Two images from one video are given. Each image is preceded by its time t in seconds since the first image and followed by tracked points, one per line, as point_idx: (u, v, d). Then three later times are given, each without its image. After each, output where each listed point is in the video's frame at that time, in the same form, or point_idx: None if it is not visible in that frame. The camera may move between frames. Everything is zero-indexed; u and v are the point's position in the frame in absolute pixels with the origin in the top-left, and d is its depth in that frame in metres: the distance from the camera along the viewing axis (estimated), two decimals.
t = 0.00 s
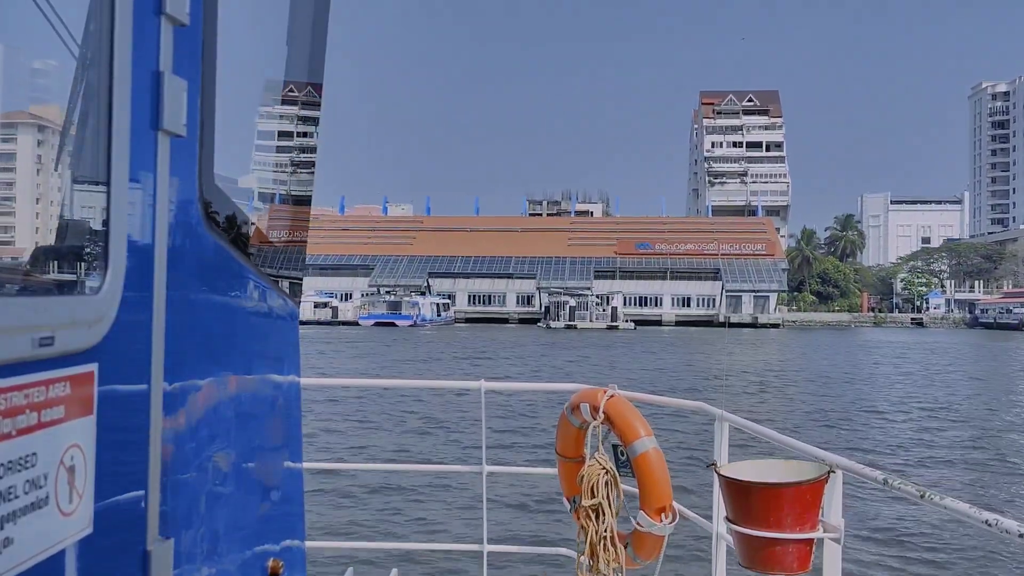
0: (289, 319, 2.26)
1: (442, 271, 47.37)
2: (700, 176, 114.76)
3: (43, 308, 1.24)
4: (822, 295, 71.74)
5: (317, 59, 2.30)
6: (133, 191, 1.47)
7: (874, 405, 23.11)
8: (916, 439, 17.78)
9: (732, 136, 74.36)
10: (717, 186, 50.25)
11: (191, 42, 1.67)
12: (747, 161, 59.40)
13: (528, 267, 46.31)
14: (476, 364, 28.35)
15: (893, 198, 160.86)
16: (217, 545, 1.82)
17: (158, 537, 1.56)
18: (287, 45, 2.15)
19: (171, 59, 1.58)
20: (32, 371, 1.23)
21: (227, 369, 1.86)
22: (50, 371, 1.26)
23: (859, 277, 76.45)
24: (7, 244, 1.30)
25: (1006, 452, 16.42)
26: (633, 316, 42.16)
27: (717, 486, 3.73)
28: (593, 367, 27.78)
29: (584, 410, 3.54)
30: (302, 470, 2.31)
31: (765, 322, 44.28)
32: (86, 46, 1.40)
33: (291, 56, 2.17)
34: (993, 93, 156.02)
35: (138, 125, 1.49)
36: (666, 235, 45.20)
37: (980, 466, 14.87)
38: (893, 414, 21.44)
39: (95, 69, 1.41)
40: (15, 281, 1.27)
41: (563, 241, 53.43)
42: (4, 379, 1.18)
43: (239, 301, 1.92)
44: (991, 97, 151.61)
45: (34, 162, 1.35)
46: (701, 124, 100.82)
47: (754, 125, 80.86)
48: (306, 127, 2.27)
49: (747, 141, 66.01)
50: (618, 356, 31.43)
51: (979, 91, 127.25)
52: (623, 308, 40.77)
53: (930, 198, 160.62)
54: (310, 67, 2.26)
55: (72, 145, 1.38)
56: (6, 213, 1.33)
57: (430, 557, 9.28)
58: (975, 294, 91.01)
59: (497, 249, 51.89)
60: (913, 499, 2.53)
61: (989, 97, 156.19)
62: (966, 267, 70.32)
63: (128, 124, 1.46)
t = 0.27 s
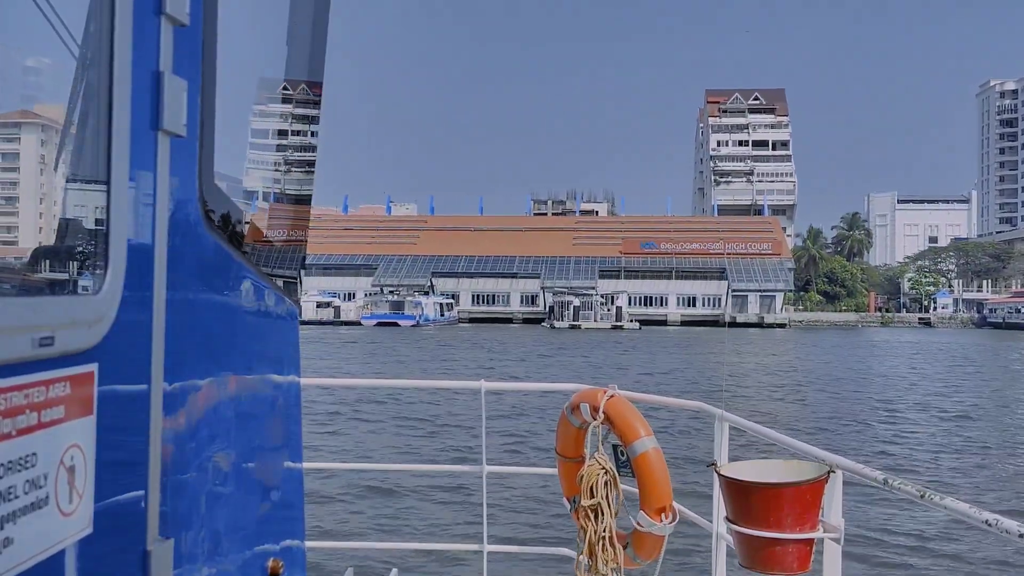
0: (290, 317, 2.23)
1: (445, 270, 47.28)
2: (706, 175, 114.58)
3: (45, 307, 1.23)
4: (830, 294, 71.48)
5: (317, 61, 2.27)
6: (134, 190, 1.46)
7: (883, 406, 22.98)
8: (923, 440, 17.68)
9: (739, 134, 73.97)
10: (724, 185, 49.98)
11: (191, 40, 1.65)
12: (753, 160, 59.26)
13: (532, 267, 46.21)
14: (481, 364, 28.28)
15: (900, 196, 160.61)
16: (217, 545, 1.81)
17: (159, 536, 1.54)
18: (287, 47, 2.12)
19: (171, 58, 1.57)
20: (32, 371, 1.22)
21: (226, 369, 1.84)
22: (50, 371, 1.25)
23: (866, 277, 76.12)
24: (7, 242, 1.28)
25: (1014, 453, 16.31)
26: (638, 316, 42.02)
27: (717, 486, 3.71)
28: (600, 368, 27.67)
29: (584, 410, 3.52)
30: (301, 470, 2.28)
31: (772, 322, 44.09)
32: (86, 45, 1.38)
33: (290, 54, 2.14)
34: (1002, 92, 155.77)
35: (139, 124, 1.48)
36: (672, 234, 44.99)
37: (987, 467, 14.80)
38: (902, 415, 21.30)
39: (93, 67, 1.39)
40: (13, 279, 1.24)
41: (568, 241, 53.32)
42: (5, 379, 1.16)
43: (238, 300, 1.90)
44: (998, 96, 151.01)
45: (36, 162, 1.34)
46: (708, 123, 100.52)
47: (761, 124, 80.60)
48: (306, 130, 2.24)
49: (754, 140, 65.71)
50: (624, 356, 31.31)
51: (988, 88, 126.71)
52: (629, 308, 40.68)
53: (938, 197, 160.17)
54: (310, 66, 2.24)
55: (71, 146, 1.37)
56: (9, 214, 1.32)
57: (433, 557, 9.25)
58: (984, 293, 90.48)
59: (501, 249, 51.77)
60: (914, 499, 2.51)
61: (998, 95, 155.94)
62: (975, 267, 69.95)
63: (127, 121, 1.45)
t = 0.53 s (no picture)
0: (290, 317, 2.18)
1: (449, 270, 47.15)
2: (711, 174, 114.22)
3: (44, 306, 1.19)
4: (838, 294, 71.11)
5: (319, 60, 2.21)
6: (134, 191, 1.41)
7: (891, 406, 22.81)
8: (931, 441, 17.54)
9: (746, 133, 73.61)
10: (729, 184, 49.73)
11: (192, 40, 1.60)
12: (758, 158, 59.15)
13: (536, 266, 46.06)
14: (486, 365, 28.17)
15: (907, 195, 159.91)
16: (217, 546, 1.76)
17: (159, 538, 1.50)
18: (287, 44, 2.07)
19: (172, 57, 1.52)
20: (31, 372, 1.17)
21: (227, 369, 1.79)
22: (50, 370, 1.21)
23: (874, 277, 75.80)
24: (4, 244, 1.24)
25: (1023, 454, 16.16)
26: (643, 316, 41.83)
27: (718, 486, 3.66)
28: (606, 368, 27.53)
29: (584, 410, 3.47)
30: (302, 469, 2.23)
31: (777, 322, 43.87)
32: (86, 43, 1.34)
33: (291, 54, 2.09)
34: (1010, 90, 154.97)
35: (138, 124, 1.44)
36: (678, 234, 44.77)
37: (994, 468, 14.70)
38: (910, 416, 21.14)
39: (94, 66, 1.35)
40: (12, 280, 1.20)
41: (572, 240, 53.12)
42: (3, 380, 1.12)
43: (239, 298, 1.85)
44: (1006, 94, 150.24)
45: (36, 164, 1.30)
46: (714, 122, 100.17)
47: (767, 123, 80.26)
48: (306, 128, 2.19)
49: (760, 139, 65.41)
50: (630, 356, 31.15)
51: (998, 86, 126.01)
52: (633, 308, 40.63)
53: (945, 197, 159.43)
54: (310, 67, 2.18)
55: (71, 146, 1.33)
56: (10, 214, 1.28)
57: (437, 556, 9.23)
58: (993, 292, 89.88)
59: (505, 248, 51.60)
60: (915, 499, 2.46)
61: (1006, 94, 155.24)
62: (984, 266, 69.47)
63: (127, 123, 1.40)
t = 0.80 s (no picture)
0: (290, 318, 2.19)
1: (452, 270, 47.11)
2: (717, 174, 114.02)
3: (44, 307, 1.20)
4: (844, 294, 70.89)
5: (319, 59, 2.21)
6: (134, 193, 1.42)
7: (898, 408, 22.73)
8: (937, 442, 17.47)
9: (751, 132, 73.45)
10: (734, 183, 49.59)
11: (192, 40, 1.61)
12: (764, 158, 59.10)
13: (540, 267, 46.00)
14: (490, 365, 28.14)
15: (913, 195, 159.42)
16: (217, 546, 1.76)
17: (158, 538, 1.51)
18: (287, 45, 2.07)
19: (171, 57, 1.52)
20: (31, 372, 1.18)
21: (227, 369, 1.80)
22: (50, 371, 1.21)
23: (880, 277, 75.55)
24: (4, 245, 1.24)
25: None
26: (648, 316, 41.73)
27: (718, 486, 3.67)
28: (611, 369, 27.46)
29: (583, 410, 3.48)
30: (302, 469, 2.24)
31: (782, 322, 43.72)
32: (87, 44, 1.35)
33: (292, 55, 2.09)
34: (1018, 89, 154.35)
35: (138, 124, 1.45)
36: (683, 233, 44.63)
37: (999, 469, 14.65)
38: (917, 417, 21.06)
39: (94, 66, 1.36)
40: (12, 281, 1.21)
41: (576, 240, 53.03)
42: (3, 380, 1.13)
43: (238, 299, 1.85)
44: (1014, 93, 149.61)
45: (42, 165, 1.31)
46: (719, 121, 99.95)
47: (773, 122, 80.01)
48: (303, 127, 2.18)
49: (766, 138, 65.21)
50: (635, 357, 31.08)
51: (1006, 85, 125.47)
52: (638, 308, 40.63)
53: (952, 197, 158.87)
54: (310, 65, 2.17)
55: (71, 146, 1.33)
56: (13, 216, 1.29)
57: (439, 556, 9.24)
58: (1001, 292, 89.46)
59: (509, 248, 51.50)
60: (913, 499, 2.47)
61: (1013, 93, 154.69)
62: (991, 266, 69.18)
63: (125, 122, 1.41)
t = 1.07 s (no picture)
0: (289, 318, 2.18)
1: (456, 270, 47.04)
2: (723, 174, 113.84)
3: (44, 307, 1.19)
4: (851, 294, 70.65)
5: (320, 57, 2.21)
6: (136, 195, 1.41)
7: (905, 409, 22.62)
8: (943, 444, 17.39)
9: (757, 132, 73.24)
10: (740, 183, 49.45)
11: (192, 39, 1.60)
12: (770, 157, 59.07)
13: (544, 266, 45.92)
14: (495, 365, 28.10)
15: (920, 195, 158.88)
16: (217, 547, 1.76)
17: (159, 538, 1.50)
18: (288, 43, 2.06)
19: (172, 57, 1.52)
20: (30, 373, 1.17)
21: (227, 369, 1.80)
22: (48, 371, 1.20)
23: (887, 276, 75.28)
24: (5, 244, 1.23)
25: None
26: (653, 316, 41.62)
27: (717, 487, 3.66)
28: (617, 369, 27.39)
29: (584, 410, 3.47)
30: (302, 470, 2.23)
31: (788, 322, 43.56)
32: (87, 42, 1.34)
33: (292, 54, 2.08)
34: None
35: (139, 123, 1.43)
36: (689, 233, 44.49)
37: (1005, 471, 14.58)
38: (924, 418, 20.95)
39: (94, 65, 1.35)
40: (10, 279, 1.20)
41: (581, 240, 52.91)
42: (3, 379, 1.12)
43: (239, 299, 1.85)
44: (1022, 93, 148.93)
45: (42, 163, 1.31)
46: (725, 121, 99.73)
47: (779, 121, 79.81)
48: (302, 126, 2.16)
49: (772, 137, 65.01)
50: (640, 358, 31.00)
51: (1015, 84, 124.90)
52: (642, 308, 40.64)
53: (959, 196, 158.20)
54: (311, 64, 2.17)
55: (72, 145, 1.32)
56: (16, 215, 1.28)
57: (440, 556, 9.22)
58: (1009, 293, 89.04)
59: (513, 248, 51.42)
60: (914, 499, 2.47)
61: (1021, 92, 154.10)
62: (1000, 266, 68.78)
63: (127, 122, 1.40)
